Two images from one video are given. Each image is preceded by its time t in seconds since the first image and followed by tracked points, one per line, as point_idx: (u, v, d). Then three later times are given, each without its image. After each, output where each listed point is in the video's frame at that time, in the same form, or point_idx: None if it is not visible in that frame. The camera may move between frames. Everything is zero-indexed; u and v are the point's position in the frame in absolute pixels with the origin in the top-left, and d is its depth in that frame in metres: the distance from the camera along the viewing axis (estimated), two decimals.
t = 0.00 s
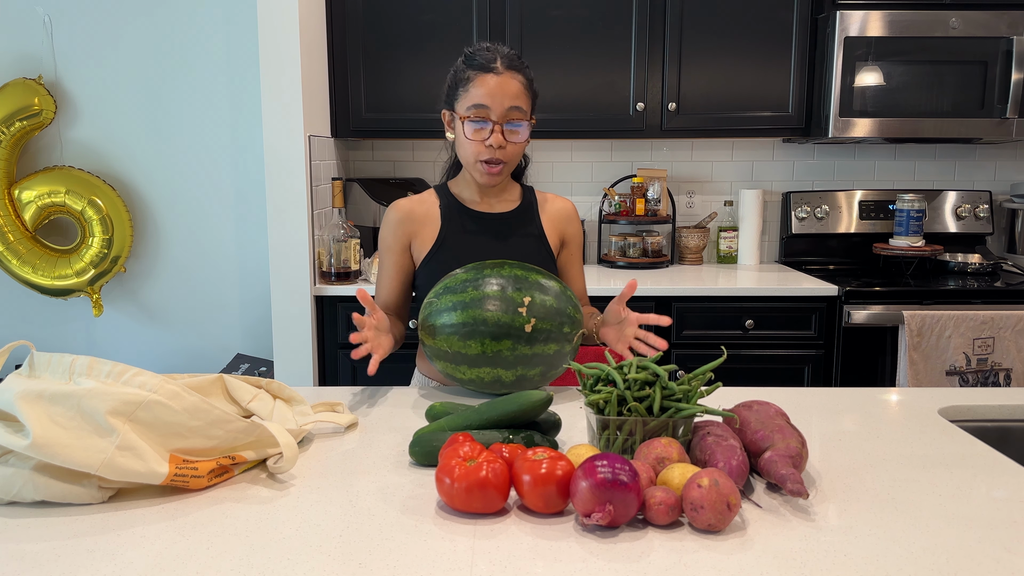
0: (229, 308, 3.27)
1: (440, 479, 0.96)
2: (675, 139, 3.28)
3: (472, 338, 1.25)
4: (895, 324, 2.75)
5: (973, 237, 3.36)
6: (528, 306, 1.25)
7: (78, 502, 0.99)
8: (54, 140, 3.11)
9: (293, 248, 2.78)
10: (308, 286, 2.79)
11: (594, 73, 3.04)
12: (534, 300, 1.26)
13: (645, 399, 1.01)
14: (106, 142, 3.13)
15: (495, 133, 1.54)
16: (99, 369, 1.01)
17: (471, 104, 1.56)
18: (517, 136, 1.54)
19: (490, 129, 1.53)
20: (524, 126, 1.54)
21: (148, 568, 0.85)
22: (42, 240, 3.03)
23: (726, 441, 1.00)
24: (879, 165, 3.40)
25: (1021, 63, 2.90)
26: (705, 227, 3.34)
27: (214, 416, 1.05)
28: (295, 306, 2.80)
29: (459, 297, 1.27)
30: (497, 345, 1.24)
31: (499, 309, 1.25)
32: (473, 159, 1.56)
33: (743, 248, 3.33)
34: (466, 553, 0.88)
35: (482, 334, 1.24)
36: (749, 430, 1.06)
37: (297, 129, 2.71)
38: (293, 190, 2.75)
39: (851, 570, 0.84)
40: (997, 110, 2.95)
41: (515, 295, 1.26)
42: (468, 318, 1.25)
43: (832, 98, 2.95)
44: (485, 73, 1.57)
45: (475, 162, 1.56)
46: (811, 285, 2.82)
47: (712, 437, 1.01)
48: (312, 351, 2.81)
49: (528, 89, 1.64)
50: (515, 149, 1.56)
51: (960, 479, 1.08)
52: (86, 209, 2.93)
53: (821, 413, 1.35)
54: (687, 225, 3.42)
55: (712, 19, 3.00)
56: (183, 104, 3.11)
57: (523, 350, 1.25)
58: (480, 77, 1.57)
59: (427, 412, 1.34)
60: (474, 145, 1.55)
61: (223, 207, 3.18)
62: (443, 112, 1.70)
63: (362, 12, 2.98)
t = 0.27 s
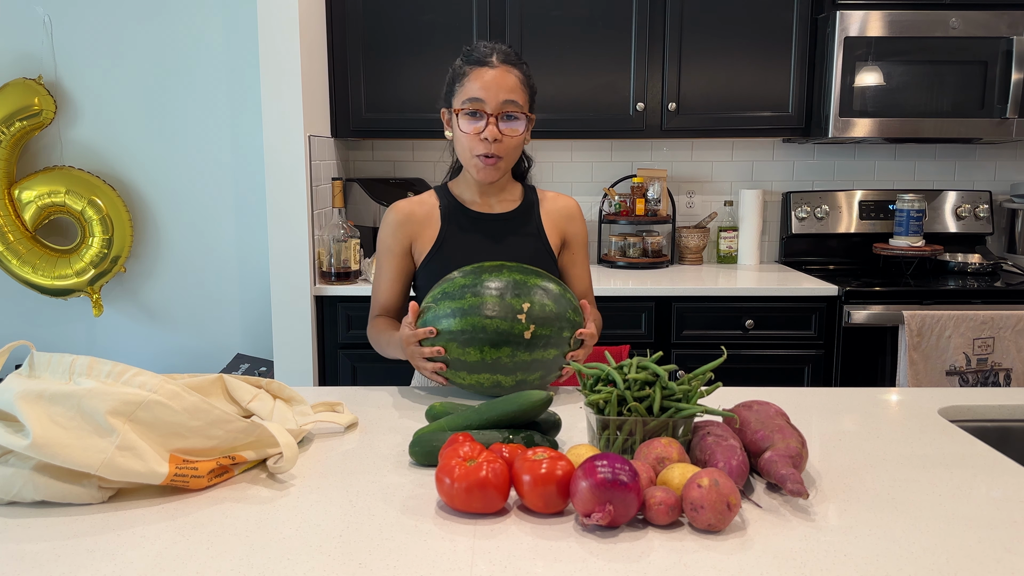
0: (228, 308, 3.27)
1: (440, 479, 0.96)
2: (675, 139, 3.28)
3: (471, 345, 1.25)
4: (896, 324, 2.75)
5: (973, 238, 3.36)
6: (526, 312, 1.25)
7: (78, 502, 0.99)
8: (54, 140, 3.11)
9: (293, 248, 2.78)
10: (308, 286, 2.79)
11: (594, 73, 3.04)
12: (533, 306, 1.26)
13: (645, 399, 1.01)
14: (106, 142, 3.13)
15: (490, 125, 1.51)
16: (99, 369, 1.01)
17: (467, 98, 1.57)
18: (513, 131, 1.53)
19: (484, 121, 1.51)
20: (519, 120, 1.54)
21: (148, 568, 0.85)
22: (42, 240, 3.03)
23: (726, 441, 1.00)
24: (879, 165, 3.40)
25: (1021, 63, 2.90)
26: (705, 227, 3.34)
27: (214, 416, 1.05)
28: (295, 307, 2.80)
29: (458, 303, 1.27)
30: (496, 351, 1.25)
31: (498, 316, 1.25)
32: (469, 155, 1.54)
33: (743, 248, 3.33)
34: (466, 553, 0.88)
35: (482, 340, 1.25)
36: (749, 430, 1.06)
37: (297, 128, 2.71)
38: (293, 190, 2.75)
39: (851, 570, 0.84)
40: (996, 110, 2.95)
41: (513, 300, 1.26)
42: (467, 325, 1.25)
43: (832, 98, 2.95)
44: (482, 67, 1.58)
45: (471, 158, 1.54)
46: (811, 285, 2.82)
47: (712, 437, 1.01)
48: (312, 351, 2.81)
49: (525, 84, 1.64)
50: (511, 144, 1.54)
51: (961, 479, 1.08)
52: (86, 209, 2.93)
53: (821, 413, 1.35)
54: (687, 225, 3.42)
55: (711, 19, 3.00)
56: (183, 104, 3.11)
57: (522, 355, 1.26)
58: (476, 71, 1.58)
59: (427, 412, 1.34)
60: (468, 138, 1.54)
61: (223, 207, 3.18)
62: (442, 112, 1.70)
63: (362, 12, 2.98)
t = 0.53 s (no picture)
0: (228, 308, 3.27)
1: (440, 479, 0.96)
2: (675, 139, 3.28)
3: (471, 348, 1.25)
4: (896, 324, 2.75)
5: (973, 238, 3.36)
6: (527, 316, 1.25)
7: (78, 502, 0.99)
8: (54, 140, 3.11)
9: (293, 248, 2.78)
10: (308, 286, 2.79)
11: (594, 73, 3.04)
12: (534, 310, 1.25)
13: (645, 399, 1.01)
14: (106, 142, 3.13)
15: (494, 129, 1.52)
16: (99, 369, 1.01)
17: (471, 100, 1.57)
18: (517, 132, 1.53)
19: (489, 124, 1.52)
20: (523, 121, 1.53)
21: (148, 568, 0.85)
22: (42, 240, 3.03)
23: (726, 441, 1.00)
24: (879, 165, 3.40)
25: (1021, 63, 2.90)
26: (705, 227, 3.34)
27: (214, 416, 1.05)
28: (295, 307, 2.80)
29: (458, 305, 1.27)
30: (496, 355, 1.25)
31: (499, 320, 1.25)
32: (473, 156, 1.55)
33: (743, 248, 3.33)
34: (466, 553, 0.88)
35: (482, 344, 1.25)
36: (749, 430, 1.06)
37: (297, 128, 2.71)
38: (293, 190, 2.75)
39: (851, 570, 0.84)
40: (996, 110, 2.95)
41: (514, 304, 1.25)
42: (468, 329, 1.25)
43: (832, 98, 2.95)
44: (484, 68, 1.58)
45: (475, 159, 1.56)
46: (811, 285, 2.82)
47: (712, 437, 1.01)
48: (312, 351, 2.81)
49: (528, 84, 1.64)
50: (515, 146, 1.55)
51: (961, 479, 1.08)
52: (86, 209, 2.93)
53: (821, 413, 1.35)
54: (687, 225, 3.42)
55: (711, 19, 3.00)
56: (183, 104, 3.11)
57: (522, 359, 1.26)
58: (479, 72, 1.58)
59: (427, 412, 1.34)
60: (472, 139, 1.54)
61: (223, 207, 3.18)
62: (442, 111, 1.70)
63: (362, 12, 2.98)
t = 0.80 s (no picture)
0: (229, 308, 3.27)
1: (440, 479, 0.96)
2: (675, 139, 3.28)
3: (477, 358, 1.25)
4: (896, 324, 2.75)
5: (974, 237, 3.36)
6: (536, 334, 1.25)
7: (78, 502, 0.99)
8: (54, 140, 3.11)
9: (293, 248, 2.78)
10: (308, 286, 2.79)
11: (594, 73, 3.04)
12: (543, 328, 1.25)
13: (645, 399, 1.01)
14: (106, 142, 3.13)
15: (505, 132, 1.52)
16: (99, 369, 1.02)
17: (480, 104, 1.55)
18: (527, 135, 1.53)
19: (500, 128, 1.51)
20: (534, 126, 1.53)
21: (148, 568, 0.85)
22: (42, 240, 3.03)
23: (726, 441, 1.00)
24: (879, 165, 3.40)
25: (1021, 63, 2.90)
26: (705, 227, 3.34)
27: (214, 416, 1.05)
28: (294, 307, 2.80)
29: (468, 314, 1.25)
30: (500, 368, 1.25)
31: (507, 334, 1.24)
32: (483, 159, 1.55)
33: (743, 248, 3.33)
34: (466, 553, 0.88)
35: (487, 357, 1.25)
36: (749, 430, 1.06)
37: (297, 128, 2.71)
38: (293, 190, 2.75)
39: (851, 570, 0.84)
40: (996, 110, 2.95)
41: (525, 320, 1.25)
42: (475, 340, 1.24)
43: (832, 98, 2.95)
44: (493, 72, 1.57)
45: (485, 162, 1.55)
46: (811, 285, 2.82)
47: (712, 437, 1.01)
48: (311, 351, 2.81)
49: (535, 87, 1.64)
50: (525, 149, 1.55)
51: (961, 479, 1.08)
52: (86, 209, 2.93)
53: (821, 413, 1.35)
54: (687, 225, 3.42)
55: (711, 19, 3.00)
56: (184, 104, 3.11)
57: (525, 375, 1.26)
58: (489, 75, 1.57)
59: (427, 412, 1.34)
60: (483, 144, 1.54)
61: (223, 207, 3.18)
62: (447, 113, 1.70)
63: (362, 12, 2.98)
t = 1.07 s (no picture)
0: (229, 308, 3.27)
1: (440, 479, 0.96)
2: (675, 139, 3.28)
3: (488, 355, 1.24)
4: (895, 324, 2.75)
5: (974, 237, 3.36)
6: (553, 355, 1.22)
7: (78, 502, 0.99)
8: (55, 140, 3.11)
9: (293, 248, 2.78)
10: (308, 286, 2.79)
11: (594, 73, 3.04)
12: (562, 350, 1.22)
13: (645, 399, 1.01)
14: (106, 142, 3.13)
15: (503, 131, 1.52)
16: (99, 369, 1.01)
17: (481, 101, 1.55)
18: (526, 134, 1.53)
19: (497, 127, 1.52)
20: (531, 125, 1.52)
21: (148, 568, 0.85)
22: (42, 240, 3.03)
23: (726, 441, 1.00)
24: (879, 165, 3.40)
25: (1021, 63, 2.90)
26: (705, 226, 3.34)
27: (214, 416, 1.05)
28: (294, 306, 2.80)
29: (496, 311, 1.23)
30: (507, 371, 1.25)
31: (525, 344, 1.22)
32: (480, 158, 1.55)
33: (743, 248, 3.33)
34: (466, 553, 0.88)
35: (499, 357, 1.23)
36: (749, 430, 1.06)
37: (297, 128, 2.71)
38: (293, 190, 2.75)
39: (851, 570, 0.84)
40: (997, 110, 2.95)
41: (547, 338, 1.22)
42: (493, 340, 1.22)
43: (832, 98, 2.95)
44: (496, 70, 1.56)
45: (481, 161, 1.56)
46: (811, 285, 2.82)
47: (712, 437, 1.01)
48: (311, 350, 2.81)
49: (541, 86, 1.63)
50: (525, 149, 1.55)
51: (961, 479, 1.08)
52: (86, 209, 2.93)
53: (822, 413, 1.35)
54: (687, 225, 3.42)
55: (711, 19, 3.00)
56: (184, 104, 3.11)
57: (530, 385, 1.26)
58: (490, 74, 1.56)
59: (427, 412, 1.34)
60: (482, 142, 1.54)
61: (223, 207, 3.18)
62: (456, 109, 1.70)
63: (362, 12, 2.98)
